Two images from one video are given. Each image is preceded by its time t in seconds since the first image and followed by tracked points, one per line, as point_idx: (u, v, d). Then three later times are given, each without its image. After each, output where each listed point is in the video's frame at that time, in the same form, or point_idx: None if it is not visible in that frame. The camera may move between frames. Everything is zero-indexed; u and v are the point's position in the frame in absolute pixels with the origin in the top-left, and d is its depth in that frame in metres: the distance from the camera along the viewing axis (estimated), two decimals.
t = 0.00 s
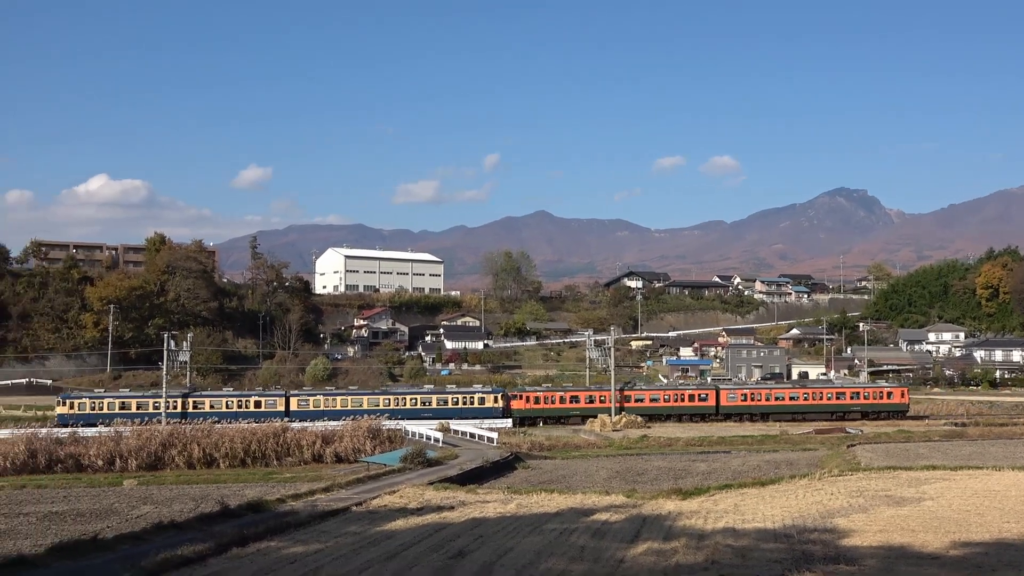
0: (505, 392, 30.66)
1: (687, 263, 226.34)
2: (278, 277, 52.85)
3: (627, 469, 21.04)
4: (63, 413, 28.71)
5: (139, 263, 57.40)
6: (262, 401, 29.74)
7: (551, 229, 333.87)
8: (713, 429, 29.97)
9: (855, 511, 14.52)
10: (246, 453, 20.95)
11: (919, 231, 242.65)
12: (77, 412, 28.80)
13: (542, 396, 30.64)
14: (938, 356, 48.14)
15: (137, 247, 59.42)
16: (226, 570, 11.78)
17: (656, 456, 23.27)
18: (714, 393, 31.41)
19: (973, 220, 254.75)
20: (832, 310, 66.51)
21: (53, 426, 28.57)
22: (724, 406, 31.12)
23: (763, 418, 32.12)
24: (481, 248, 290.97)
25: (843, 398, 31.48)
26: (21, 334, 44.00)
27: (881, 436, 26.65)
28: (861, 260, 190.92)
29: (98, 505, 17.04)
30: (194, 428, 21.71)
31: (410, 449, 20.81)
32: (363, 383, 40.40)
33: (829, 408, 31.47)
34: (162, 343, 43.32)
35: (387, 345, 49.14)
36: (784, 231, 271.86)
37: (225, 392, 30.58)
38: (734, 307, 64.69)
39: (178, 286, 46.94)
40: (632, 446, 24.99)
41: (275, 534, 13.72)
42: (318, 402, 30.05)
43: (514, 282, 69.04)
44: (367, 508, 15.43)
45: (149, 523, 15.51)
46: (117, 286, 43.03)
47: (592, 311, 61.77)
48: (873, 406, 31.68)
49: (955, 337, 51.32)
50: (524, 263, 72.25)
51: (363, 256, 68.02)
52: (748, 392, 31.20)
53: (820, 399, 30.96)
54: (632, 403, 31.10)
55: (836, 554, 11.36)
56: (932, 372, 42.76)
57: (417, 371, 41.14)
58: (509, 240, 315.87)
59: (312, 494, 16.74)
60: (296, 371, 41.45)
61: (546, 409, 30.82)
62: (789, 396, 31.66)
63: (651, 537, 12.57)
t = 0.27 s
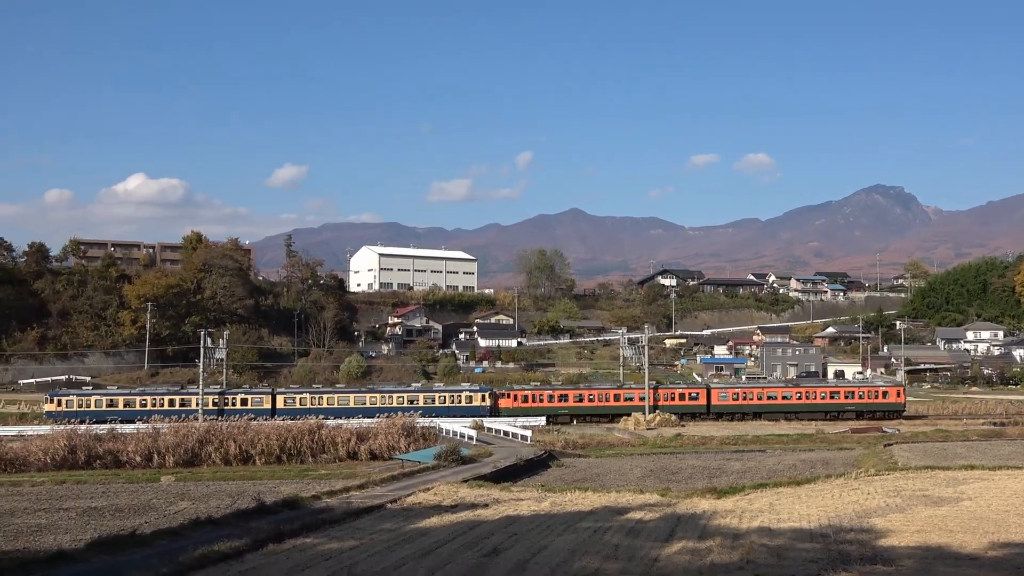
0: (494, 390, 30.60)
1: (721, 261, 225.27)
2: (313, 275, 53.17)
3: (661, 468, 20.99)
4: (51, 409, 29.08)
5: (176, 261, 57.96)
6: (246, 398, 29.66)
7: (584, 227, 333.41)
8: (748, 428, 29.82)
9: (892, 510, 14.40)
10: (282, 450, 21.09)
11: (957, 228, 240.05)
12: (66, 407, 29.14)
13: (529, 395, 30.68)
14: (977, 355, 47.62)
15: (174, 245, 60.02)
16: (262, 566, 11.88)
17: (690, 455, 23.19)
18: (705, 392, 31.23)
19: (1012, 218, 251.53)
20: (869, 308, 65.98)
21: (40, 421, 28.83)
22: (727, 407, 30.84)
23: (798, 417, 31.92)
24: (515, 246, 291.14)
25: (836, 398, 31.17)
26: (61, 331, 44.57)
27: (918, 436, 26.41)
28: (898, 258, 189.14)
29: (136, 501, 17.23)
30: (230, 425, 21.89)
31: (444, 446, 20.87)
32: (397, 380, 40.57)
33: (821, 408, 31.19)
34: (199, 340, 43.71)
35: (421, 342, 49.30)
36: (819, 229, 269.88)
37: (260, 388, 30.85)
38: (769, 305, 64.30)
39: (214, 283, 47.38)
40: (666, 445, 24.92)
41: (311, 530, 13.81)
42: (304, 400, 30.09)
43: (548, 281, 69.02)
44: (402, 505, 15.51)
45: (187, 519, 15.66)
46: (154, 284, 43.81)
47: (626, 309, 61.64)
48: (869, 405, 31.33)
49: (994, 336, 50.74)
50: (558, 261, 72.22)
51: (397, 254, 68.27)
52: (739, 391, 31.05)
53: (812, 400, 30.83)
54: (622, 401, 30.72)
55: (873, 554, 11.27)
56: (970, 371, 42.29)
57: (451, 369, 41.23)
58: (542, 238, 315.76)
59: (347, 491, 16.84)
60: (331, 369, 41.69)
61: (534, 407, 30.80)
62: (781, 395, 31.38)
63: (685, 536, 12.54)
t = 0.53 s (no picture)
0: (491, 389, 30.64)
1: (765, 258, 223.59)
2: (357, 273, 53.49)
3: (705, 466, 20.90)
4: (51, 407, 29.41)
5: (222, 259, 58.56)
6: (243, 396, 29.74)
7: (626, 225, 332.40)
8: (793, 426, 29.58)
9: (940, 510, 14.23)
10: (327, 447, 21.25)
11: (1007, 224, 236.34)
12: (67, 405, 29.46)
13: (527, 392, 30.77)
14: None
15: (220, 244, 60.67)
16: (308, 562, 12.00)
17: (734, 453, 23.06)
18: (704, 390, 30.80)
19: None
20: (916, 306, 65.16)
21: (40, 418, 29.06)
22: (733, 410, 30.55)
23: (843, 415, 31.64)
24: (557, 244, 290.91)
25: (839, 397, 30.85)
26: (110, 329, 45.22)
27: (966, 435, 26.06)
28: (946, 255, 186.61)
29: (184, 497, 17.45)
30: (275, 422, 22.09)
31: (487, 443, 20.92)
32: (441, 378, 40.71)
33: (824, 407, 30.87)
34: (245, 338, 44.12)
35: (464, 340, 49.44)
36: (865, 225, 267.01)
37: (305, 386, 31.12)
38: (814, 303, 63.73)
39: (259, 282, 47.82)
40: (710, 443, 24.80)
41: (356, 526, 13.92)
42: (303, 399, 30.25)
43: (591, 279, 68.89)
44: (446, 502, 15.57)
45: (234, 515, 15.83)
46: (200, 283, 44.39)
47: (669, 307, 61.38)
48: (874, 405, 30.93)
49: None
50: (600, 259, 72.03)
51: (440, 252, 68.49)
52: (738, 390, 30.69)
53: (814, 398, 30.62)
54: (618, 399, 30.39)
55: (921, 554, 11.15)
56: (1020, 369, 41.65)
57: (494, 367, 41.31)
58: (585, 236, 315.22)
59: (391, 488, 16.93)
60: (375, 366, 41.93)
61: (533, 405, 30.95)
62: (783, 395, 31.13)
63: (731, 534, 12.47)
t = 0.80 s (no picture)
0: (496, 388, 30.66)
1: (817, 255, 221.22)
2: (407, 272, 53.74)
3: (757, 465, 20.75)
4: (59, 405, 29.94)
5: (274, 259, 59.13)
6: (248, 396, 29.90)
7: (676, 222, 330.64)
8: (847, 425, 29.26)
9: (998, 510, 14.01)
10: (379, 445, 21.40)
11: None
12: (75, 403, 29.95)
13: (530, 391, 30.74)
14: None
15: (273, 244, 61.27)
16: (360, 559, 12.10)
17: (787, 452, 22.86)
18: (710, 389, 30.44)
19: None
20: (972, 302, 64.10)
21: (47, 413, 29.43)
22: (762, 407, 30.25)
23: (897, 413, 31.23)
24: (606, 242, 290.17)
25: (849, 397, 30.61)
26: (165, 328, 45.87)
27: None
28: (1004, 251, 183.33)
29: (238, 494, 17.66)
30: (327, 420, 22.28)
31: (538, 441, 20.93)
32: (491, 377, 40.80)
33: (833, 406, 30.69)
34: (297, 337, 44.54)
35: (514, 338, 49.50)
36: (920, 221, 263.11)
37: (356, 383, 31.33)
38: (868, 300, 62.94)
39: (311, 281, 48.25)
40: (762, 441, 24.61)
41: (407, 523, 14.01)
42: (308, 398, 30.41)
43: (641, 276, 68.63)
44: (497, 499, 15.62)
45: (287, 512, 16.01)
46: (254, 283, 44.65)
47: (720, 304, 60.95)
48: (883, 405, 30.73)
49: None
50: (650, 256, 71.71)
51: (490, 250, 68.64)
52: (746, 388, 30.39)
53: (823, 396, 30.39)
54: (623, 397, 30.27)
55: (978, 555, 10.99)
56: None
57: (544, 365, 41.32)
58: (635, 234, 314.06)
59: (442, 485, 17.01)
60: (425, 365, 42.10)
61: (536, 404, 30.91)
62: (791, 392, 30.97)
63: (783, 534, 12.37)
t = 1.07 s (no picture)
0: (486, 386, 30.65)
1: (858, 252, 219.12)
2: (445, 270, 53.87)
3: (798, 463, 20.60)
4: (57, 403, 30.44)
5: (314, 258, 59.54)
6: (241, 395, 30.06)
7: (715, 219, 328.89)
8: (888, 424, 28.98)
9: None
10: (418, 442, 21.49)
11: None
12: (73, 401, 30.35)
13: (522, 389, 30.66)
14: None
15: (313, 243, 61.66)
16: (399, 556, 12.17)
17: (828, 450, 22.67)
18: (703, 388, 30.30)
19: None
20: (1017, 300, 63.18)
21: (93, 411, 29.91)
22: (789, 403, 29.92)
23: (939, 412, 30.87)
24: (645, 240, 289.25)
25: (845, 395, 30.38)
26: (207, 326, 46.36)
27: None
28: None
29: (279, 491, 17.81)
30: (367, 418, 22.40)
31: (576, 440, 20.92)
32: (529, 375, 40.82)
33: (828, 404, 30.48)
34: (336, 335, 44.81)
35: (553, 337, 49.47)
36: (963, 218, 259.82)
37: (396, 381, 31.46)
38: (910, 297, 62.23)
39: (350, 279, 48.52)
40: (802, 440, 24.44)
41: (446, 521, 14.07)
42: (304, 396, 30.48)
43: (680, 274, 68.35)
44: (535, 497, 15.64)
45: (327, 509, 16.13)
46: (294, 281, 45.00)
47: (760, 302, 60.53)
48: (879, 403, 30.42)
49: None
50: (689, 254, 71.37)
51: (528, 248, 68.68)
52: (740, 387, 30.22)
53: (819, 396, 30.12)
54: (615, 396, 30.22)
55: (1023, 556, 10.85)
56: None
57: (582, 363, 41.26)
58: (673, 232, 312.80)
59: (480, 483, 17.05)
60: (464, 363, 42.19)
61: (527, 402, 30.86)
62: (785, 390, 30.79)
63: (824, 533, 12.29)
